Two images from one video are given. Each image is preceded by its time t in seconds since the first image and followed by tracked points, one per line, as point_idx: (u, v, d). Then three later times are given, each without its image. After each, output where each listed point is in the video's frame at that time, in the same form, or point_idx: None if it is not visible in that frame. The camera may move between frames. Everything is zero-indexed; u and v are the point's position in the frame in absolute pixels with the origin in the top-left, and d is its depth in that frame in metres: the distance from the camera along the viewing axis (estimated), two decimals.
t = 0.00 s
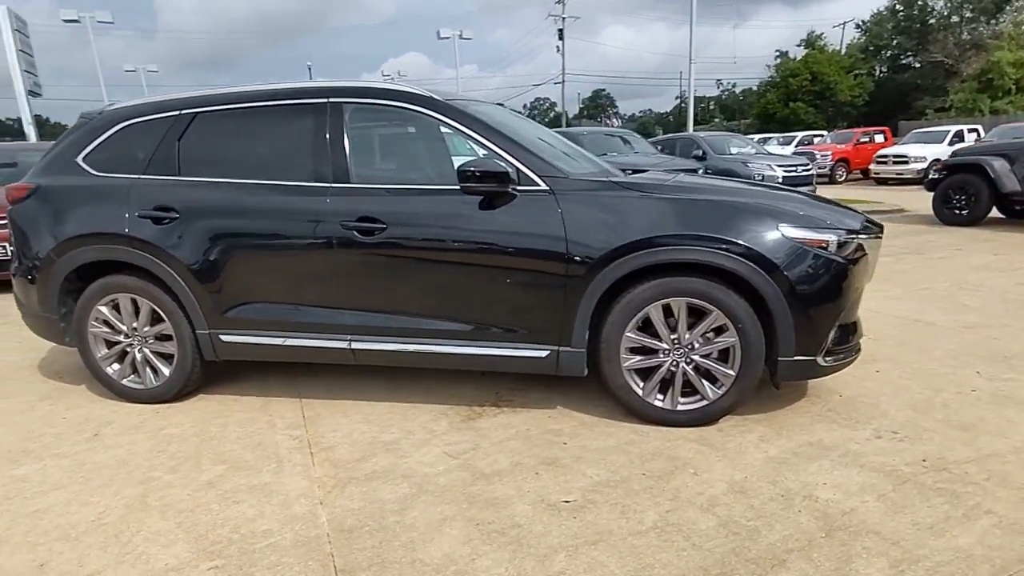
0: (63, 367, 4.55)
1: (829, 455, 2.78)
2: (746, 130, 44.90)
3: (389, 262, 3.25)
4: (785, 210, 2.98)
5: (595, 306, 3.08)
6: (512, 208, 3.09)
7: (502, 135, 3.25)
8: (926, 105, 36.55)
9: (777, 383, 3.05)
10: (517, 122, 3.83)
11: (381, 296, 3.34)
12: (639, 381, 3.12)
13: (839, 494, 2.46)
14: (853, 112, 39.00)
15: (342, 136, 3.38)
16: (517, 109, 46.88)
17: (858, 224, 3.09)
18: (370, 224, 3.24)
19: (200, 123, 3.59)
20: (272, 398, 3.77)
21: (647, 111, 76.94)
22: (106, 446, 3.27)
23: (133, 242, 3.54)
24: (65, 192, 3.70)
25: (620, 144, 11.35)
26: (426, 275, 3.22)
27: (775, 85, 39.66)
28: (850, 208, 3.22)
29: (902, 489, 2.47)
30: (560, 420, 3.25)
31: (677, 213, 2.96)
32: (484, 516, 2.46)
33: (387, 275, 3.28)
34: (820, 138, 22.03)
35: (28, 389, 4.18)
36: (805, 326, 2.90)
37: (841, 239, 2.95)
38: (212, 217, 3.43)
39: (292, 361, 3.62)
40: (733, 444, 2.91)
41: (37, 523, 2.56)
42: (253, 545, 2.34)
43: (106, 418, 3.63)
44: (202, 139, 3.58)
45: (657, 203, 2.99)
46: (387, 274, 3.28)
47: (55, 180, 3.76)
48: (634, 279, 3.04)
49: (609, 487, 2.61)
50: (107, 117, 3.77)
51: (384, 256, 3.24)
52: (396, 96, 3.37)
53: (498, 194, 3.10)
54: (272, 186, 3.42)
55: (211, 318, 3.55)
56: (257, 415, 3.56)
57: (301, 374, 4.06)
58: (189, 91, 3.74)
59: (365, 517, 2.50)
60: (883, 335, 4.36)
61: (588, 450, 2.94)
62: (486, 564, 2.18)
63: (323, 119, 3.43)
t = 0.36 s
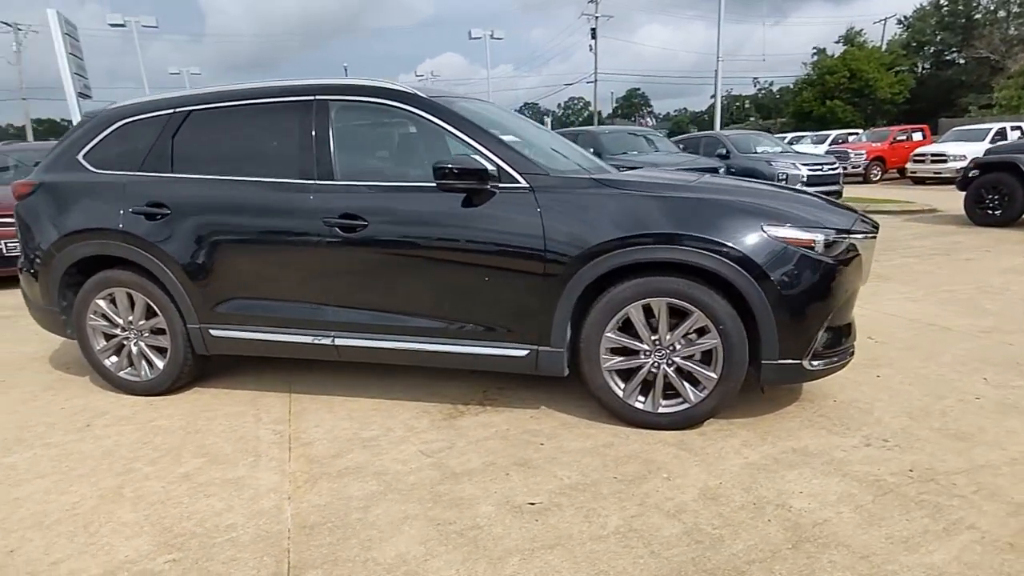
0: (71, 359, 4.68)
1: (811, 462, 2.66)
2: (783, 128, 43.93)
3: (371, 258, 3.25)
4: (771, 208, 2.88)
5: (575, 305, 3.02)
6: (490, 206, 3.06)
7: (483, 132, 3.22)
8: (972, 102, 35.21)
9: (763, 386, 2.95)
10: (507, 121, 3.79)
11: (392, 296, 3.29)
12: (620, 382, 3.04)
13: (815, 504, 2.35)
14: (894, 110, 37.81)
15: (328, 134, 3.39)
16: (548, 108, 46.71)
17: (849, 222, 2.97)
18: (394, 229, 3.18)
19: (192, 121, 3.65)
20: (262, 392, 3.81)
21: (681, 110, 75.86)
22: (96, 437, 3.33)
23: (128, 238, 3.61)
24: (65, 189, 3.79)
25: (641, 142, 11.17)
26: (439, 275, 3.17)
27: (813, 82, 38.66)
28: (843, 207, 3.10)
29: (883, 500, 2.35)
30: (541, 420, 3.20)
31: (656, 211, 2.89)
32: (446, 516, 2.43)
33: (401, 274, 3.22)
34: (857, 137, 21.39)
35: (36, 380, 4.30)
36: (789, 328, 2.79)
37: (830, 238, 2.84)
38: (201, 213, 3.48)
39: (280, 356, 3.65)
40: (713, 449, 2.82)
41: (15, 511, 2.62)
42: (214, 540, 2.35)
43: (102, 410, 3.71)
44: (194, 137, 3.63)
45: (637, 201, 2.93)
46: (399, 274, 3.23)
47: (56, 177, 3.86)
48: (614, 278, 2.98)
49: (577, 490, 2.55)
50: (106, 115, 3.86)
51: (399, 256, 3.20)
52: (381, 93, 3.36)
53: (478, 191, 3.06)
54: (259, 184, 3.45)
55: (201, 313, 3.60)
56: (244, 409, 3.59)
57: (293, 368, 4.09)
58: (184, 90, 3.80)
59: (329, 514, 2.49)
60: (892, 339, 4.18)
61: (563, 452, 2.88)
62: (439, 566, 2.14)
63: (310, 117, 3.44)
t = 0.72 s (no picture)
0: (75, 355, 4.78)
1: (789, 477, 2.55)
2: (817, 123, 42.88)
3: (348, 260, 3.22)
4: (752, 211, 2.76)
5: (551, 308, 2.95)
6: (466, 207, 3.00)
7: (462, 133, 3.16)
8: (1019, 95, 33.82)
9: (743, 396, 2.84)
10: (493, 122, 3.73)
11: (395, 297, 3.19)
12: (597, 389, 2.96)
13: (784, 522, 2.25)
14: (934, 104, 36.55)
15: (309, 134, 3.37)
16: (576, 104, 46.42)
17: (836, 226, 2.84)
18: (401, 231, 3.09)
19: (180, 122, 3.66)
20: (249, 392, 3.82)
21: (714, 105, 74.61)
22: (82, 434, 3.39)
23: (117, 237, 3.66)
24: (60, 188, 3.86)
25: (661, 139, 10.98)
26: (419, 274, 3.10)
27: (850, 75, 37.57)
28: (834, 211, 2.96)
29: (857, 520, 2.24)
30: (517, 426, 3.14)
31: (633, 213, 2.80)
32: (404, 524, 2.39)
33: (403, 277, 3.13)
34: (892, 132, 20.72)
35: (38, 376, 4.41)
36: (769, 336, 2.68)
37: (815, 243, 2.72)
38: (186, 213, 3.50)
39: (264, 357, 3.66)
40: (689, 460, 2.72)
41: None
42: (172, 541, 2.35)
43: (93, 407, 3.77)
44: (181, 137, 3.65)
45: (613, 203, 2.83)
46: (402, 276, 3.14)
47: (52, 177, 3.92)
48: (591, 282, 2.89)
49: (540, 501, 2.49)
50: (99, 116, 3.90)
51: (402, 257, 3.10)
52: (362, 93, 3.32)
53: (453, 192, 3.00)
54: (241, 184, 3.45)
55: (187, 312, 3.62)
56: (228, 409, 3.61)
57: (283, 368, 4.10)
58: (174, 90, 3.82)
59: (289, 519, 2.47)
60: (898, 347, 3.99)
61: (534, 460, 2.81)
62: None
63: (291, 117, 3.42)
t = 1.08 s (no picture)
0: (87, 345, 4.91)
1: (769, 476, 2.47)
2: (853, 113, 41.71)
3: (333, 252, 3.23)
4: (736, 200, 2.67)
5: (532, 300, 2.91)
6: (447, 199, 2.97)
7: (445, 124, 3.13)
8: None
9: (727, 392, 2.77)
10: (483, 113, 3.69)
11: (397, 291, 3.15)
12: (579, 383, 2.91)
13: (756, 523, 2.18)
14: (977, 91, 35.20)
15: (296, 127, 3.37)
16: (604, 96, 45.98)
17: (825, 216, 2.73)
18: (395, 224, 3.06)
19: (175, 116, 3.71)
20: (244, 383, 3.87)
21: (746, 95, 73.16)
22: (79, 423, 3.47)
23: (115, 230, 3.73)
24: (63, 182, 3.94)
25: (680, 130, 10.79)
26: (404, 264, 3.08)
27: (887, 62, 36.41)
28: (826, 201, 2.86)
29: (833, 521, 2.16)
30: (502, 420, 3.11)
31: (613, 203, 2.74)
32: (372, 516, 2.39)
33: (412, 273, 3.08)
34: (929, 120, 20.01)
35: (49, 365, 4.54)
36: (750, 330, 2.61)
37: (802, 234, 2.62)
38: (180, 206, 3.54)
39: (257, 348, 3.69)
40: (668, 457, 2.66)
41: None
42: (146, 529, 2.39)
43: (95, 396, 3.86)
44: (176, 131, 3.69)
45: (594, 194, 2.78)
46: (411, 274, 3.08)
47: (56, 171, 4.01)
48: (571, 275, 2.85)
49: (511, 495, 2.46)
50: (100, 111, 3.98)
51: (412, 257, 3.05)
52: (348, 85, 3.31)
53: (434, 184, 2.98)
54: (231, 177, 3.47)
55: (182, 304, 3.68)
56: (222, 399, 3.67)
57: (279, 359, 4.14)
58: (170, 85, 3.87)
59: (262, 509, 2.49)
60: (905, 342, 3.85)
61: (512, 454, 2.78)
62: (346, 570, 2.10)
63: (280, 110, 3.43)
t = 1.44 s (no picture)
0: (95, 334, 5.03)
1: (741, 476, 2.39)
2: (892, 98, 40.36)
3: (314, 244, 3.23)
4: (711, 191, 2.58)
5: (505, 292, 2.87)
6: (423, 191, 2.94)
7: (423, 114, 3.09)
8: None
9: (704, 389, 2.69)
10: (469, 102, 3.64)
11: (377, 284, 3.14)
12: (554, 378, 2.86)
13: (719, 526, 2.11)
14: None
15: (280, 118, 3.37)
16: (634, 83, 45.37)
17: (806, 207, 2.62)
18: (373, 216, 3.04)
19: (166, 108, 3.74)
20: (236, 373, 3.92)
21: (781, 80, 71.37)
22: (74, 410, 3.55)
23: (111, 221, 3.79)
24: (62, 174, 4.02)
25: (701, 118, 10.57)
26: (383, 257, 3.06)
27: (929, 44, 35.03)
28: (812, 192, 2.74)
29: (800, 526, 2.08)
30: (481, 414, 3.08)
31: (587, 195, 2.67)
32: (336, 509, 2.39)
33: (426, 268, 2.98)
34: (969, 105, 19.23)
35: (57, 353, 4.66)
36: (725, 325, 2.53)
37: (781, 226, 2.52)
38: (170, 197, 3.59)
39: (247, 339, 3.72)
40: (640, 454, 2.60)
41: None
42: (116, 518, 2.43)
43: (93, 384, 3.95)
44: (167, 123, 3.73)
45: (568, 185, 2.72)
46: (413, 270, 3.02)
47: (56, 163, 4.10)
48: (546, 268, 2.79)
49: (476, 491, 2.43)
50: (97, 104, 4.04)
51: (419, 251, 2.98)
52: (330, 75, 3.29)
53: (410, 176, 2.95)
54: (218, 169, 3.50)
55: (175, 295, 3.73)
56: (213, 388, 3.72)
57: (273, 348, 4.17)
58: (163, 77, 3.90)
59: (231, 500, 2.51)
60: (908, 337, 3.69)
61: (484, 449, 2.75)
62: (300, 563, 2.10)
63: (264, 102, 3.43)
